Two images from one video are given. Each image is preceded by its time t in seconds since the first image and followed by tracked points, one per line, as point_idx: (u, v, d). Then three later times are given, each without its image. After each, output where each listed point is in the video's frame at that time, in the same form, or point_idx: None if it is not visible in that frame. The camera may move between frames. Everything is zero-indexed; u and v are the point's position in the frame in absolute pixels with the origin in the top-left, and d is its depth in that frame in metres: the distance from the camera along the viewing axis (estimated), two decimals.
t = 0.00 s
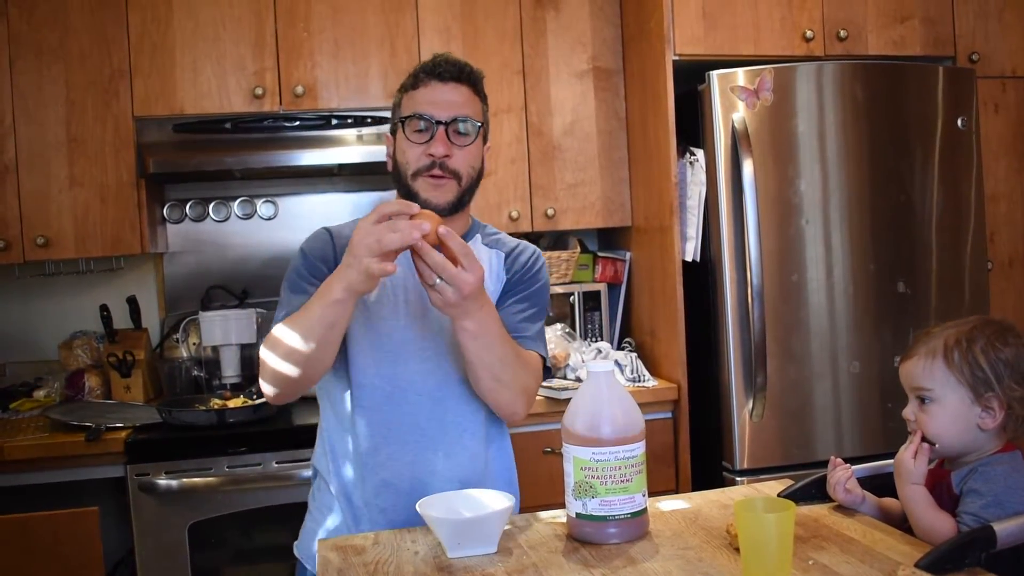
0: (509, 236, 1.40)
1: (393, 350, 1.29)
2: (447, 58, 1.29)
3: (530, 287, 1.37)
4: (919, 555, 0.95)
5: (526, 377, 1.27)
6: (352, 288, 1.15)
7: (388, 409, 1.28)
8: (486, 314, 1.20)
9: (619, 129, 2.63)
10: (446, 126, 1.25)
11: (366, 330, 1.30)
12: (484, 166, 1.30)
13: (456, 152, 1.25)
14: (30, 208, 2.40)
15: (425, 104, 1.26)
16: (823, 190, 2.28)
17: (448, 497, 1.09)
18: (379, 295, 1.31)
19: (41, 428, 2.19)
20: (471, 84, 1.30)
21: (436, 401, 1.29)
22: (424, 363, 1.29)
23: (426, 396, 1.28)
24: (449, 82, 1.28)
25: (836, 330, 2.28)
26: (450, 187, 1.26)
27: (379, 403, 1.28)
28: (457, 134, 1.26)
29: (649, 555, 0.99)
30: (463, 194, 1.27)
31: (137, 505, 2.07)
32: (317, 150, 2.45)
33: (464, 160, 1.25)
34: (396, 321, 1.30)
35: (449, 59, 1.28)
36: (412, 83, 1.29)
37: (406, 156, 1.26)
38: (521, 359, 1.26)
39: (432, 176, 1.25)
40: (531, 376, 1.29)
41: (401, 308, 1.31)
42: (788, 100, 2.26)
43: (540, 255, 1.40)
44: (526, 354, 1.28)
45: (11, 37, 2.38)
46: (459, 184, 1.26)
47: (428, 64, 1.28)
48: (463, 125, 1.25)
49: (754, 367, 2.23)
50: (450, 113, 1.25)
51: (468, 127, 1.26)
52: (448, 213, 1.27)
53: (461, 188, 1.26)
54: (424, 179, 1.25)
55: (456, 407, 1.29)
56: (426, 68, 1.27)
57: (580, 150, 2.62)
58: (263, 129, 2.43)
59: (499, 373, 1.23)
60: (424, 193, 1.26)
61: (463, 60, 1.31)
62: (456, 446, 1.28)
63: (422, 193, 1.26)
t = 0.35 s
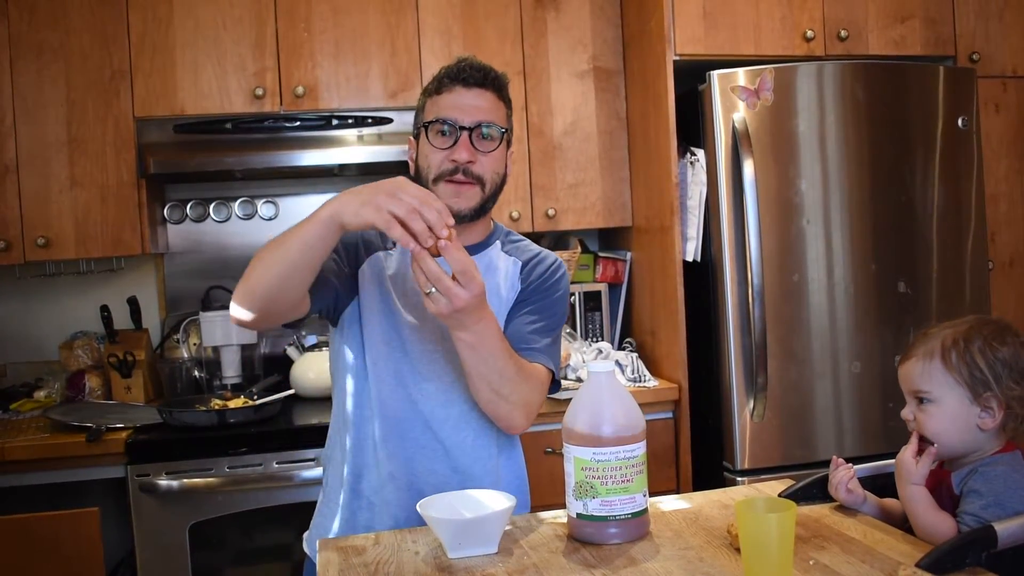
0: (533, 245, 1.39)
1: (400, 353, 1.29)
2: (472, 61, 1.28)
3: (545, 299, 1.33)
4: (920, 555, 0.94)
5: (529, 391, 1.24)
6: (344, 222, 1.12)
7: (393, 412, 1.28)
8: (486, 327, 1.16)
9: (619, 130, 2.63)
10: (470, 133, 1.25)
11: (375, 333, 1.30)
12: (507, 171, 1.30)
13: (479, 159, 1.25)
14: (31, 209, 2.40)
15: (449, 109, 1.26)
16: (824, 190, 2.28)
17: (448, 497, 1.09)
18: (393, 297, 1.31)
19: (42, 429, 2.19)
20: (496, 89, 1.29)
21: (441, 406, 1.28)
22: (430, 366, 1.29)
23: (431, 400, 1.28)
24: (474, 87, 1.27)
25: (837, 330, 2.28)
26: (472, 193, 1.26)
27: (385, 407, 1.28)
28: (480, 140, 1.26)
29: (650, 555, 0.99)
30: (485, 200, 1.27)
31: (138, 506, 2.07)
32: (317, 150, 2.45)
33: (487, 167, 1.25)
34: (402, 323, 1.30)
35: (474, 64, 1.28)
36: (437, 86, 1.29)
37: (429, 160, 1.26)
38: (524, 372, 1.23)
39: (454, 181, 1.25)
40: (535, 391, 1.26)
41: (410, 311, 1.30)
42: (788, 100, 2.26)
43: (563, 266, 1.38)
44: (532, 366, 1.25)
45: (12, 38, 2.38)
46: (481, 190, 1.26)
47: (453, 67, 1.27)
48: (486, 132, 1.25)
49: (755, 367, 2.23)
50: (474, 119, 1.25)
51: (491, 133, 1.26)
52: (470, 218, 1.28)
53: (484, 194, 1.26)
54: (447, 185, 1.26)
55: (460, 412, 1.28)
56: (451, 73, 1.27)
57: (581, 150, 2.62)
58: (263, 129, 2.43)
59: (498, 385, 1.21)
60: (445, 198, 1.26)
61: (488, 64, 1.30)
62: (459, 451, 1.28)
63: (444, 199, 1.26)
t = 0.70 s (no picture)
0: (536, 249, 1.39)
1: (400, 361, 1.29)
2: (478, 66, 1.28)
3: (546, 306, 1.34)
4: (921, 555, 0.94)
5: (527, 400, 1.24)
6: (368, 242, 1.13)
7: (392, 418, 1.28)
8: (487, 329, 1.17)
9: (619, 130, 2.63)
10: (476, 139, 1.25)
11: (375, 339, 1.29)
12: (513, 178, 1.30)
13: (485, 165, 1.25)
14: (31, 212, 2.40)
15: (454, 115, 1.26)
16: (823, 190, 2.28)
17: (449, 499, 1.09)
18: (395, 305, 1.31)
19: (42, 432, 2.19)
20: (502, 95, 1.29)
21: (440, 414, 1.28)
22: (432, 372, 1.28)
23: (431, 408, 1.28)
24: (480, 92, 1.27)
25: (837, 330, 2.28)
26: (478, 201, 1.25)
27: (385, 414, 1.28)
28: (486, 146, 1.25)
29: (650, 556, 0.99)
30: (490, 208, 1.27)
31: (138, 509, 2.07)
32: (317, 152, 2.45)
33: (493, 173, 1.25)
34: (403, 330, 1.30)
35: (480, 69, 1.27)
36: (442, 92, 1.29)
37: (434, 166, 1.26)
38: (524, 380, 1.23)
39: (458, 188, 1.25)
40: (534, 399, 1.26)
41: (411, 317, 1.30)
42: (788, 101, 2.26)
43: (567, 271, 1.37)
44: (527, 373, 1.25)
45: (11, 41, 2.38)
46: (486, 198, 1.26)
47: (459, 72, 1.27)
48: (492, 138, 1.25)
49: (755, 367, 2.23)
50: (479, 125, 1.25)
51: (497, 140, 1.26)
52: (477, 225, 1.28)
53: (489, 201, 1.26)
54: (452, 191, 1.25)
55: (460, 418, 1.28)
56: (457, 78, 1.26)
57: (581, 151, 2.62)
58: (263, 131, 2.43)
59: (495, 391, 1.21)
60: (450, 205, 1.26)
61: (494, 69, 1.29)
62: (457, 459, 1.27)
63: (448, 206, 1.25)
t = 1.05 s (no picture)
0: (529, 248, 1.39)
1: (402, 365, 1.29)
2: (465, 68, 1.27)
3: (541, 308, 1.34)
4: (921, 556, 0.94)
5: (525, 405, 1.25)
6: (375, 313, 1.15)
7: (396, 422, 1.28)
8: (481, 338, 1.19)
9: (619, 132, 2.63)
10: (464, 142, 1.25)
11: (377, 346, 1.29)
12: (502, 180, 1.30)
13: (475, 169, 1.25)
14: (31, 214, 2.40)
15: (442, 118, 1.25)
16: (823, 191, 2.28)
17: (449, 500, 1.09)
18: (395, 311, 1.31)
19: (43, 434, 2.19)
20: (490, 97, 1.28)
21: (442, 420, 1.28)
22: (435, 379, 1.29)
23: (434, 412, 1.28)
24: (468, 95, 1.26)
25: (838, 331, 2.28)
26: (467, 206, 1.26)
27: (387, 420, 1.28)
28: (475, 150, 1.25)
29: (651, 557, 0.99)
30: (481, 211, 1.27)
31: (138, 511, 2.07)
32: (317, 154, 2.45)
33: (482, 177, 1.25)
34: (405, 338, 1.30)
35: (468, 71, 1.27)
36: (430, 94, 1.28)
37: (422, 171, 1.26)
38: (521, 386, 1.24)
39: (449, 193, 1.25)
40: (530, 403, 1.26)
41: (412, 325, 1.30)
42: (787, 102, 2.26)
43: (561, 271, 1.37)
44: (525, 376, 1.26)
45: (11, 42, 2.38)
46: (477, 201, 1.26)
47: (447, 75, 1.26)
48: (480, 141, 1.25)
49: (756, 369, 2.23)
50: (468, 129, 1.25)
51: (485, 143, 1.26)
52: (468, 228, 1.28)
53: (480, 205, 1.27)
54: (442, 196, 1.26)
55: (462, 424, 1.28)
56: (445, 81, 1.26)
57: (581, 153, 2.62)
58: (263, 133, 2.43)
59: (493, 398, 1.21)
60: (439, 210, 1.26)
61: (482, 71, 1.29)
62: (460, 466, 1.28)
63: (438, 210, 1.26)
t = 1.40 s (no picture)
0: (511, 243, 1.39)
1: (396, 370, 1.29)
2: (441, 70, 1.26)
3: (529, 306, 1.34)
4: (920, 557, 0.94)
5: (521, 406, 1.26)
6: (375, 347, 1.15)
7: (390, 426, 1.27)
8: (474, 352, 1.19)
9: (618, 134, 2.64)
10: (441, 147, 1.24)
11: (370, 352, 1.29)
12: (481, 184, 1.29)
13: (452, 174, 1.24)
14: (31, 217, 2.40)
15: (418, 123, 1.24)
16: (823, 192, 2.28)
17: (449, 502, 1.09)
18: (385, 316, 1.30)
19: (43, 437, 2.19)
20: (467, 99, 1.27)
21: (439, 424, 1.28)
22: (430, 384, 1.29)
23: (429, 416, 1.28)
24: (444, 98, 1.25)
25: (838, 332, 2.28)
26: (445, 212, 1.25)
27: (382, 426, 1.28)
28: (452, 154, 1.25)
29: (651, 559, 0.99)
30: (459, 216, 1.26)
31: (139, 514, 2.07)
32: (317, 156, 2.46)
33: (459, 182, 1.24)
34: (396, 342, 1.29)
35: (444, 73, 1.26)
36: (406, 98, 1.27)
37: (399, 177, 1.24)
38: (515, 390, 1.25)
39: (426, 199, 1.24)
40: (527, 404, 1.27)
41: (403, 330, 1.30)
42: (787, 104, 2.26)
43: (546, 265, 1.38)
44: (520, 380, 1.27)
45: (10, 45, 2.39)
46: (455, 207, 1.25)
47: (422, 79, 1.25)
48: (457, 146, 1.25)
49: (756, 370, 2.23)
50: (444, 133, 1.24)
51: (462, 147, 1.25)
52: (447, 235, 1.27)
53: (458, 211, 1.26)
54: (420, 203, 1.24)
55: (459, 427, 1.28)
56: (420, 84, 1.25)
57: (581, 154, 2.62)
58: (263, 135, 2.43)
59: (491, 403, 1.23)
60: (418, 218, 1.25)
61: (457, 72, 1.27)
62: (458, 468, 1.28)
63: (416, 217, 1.24)
